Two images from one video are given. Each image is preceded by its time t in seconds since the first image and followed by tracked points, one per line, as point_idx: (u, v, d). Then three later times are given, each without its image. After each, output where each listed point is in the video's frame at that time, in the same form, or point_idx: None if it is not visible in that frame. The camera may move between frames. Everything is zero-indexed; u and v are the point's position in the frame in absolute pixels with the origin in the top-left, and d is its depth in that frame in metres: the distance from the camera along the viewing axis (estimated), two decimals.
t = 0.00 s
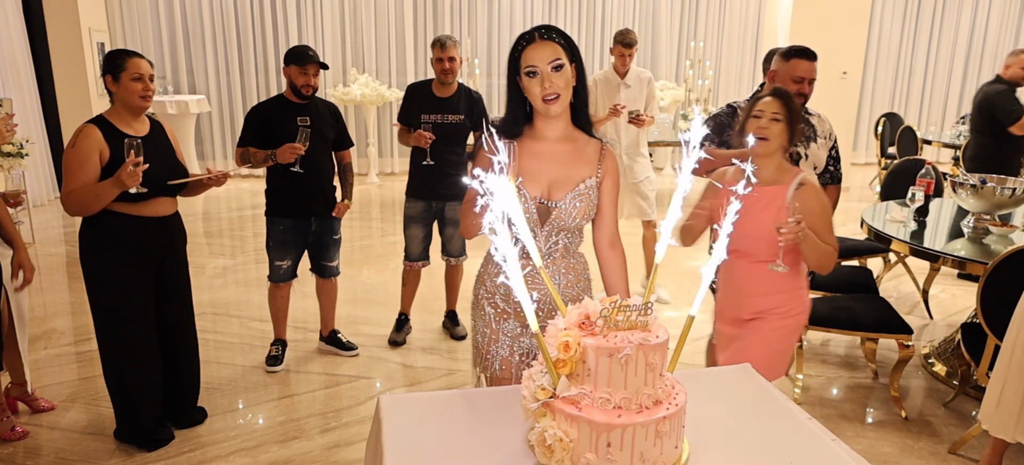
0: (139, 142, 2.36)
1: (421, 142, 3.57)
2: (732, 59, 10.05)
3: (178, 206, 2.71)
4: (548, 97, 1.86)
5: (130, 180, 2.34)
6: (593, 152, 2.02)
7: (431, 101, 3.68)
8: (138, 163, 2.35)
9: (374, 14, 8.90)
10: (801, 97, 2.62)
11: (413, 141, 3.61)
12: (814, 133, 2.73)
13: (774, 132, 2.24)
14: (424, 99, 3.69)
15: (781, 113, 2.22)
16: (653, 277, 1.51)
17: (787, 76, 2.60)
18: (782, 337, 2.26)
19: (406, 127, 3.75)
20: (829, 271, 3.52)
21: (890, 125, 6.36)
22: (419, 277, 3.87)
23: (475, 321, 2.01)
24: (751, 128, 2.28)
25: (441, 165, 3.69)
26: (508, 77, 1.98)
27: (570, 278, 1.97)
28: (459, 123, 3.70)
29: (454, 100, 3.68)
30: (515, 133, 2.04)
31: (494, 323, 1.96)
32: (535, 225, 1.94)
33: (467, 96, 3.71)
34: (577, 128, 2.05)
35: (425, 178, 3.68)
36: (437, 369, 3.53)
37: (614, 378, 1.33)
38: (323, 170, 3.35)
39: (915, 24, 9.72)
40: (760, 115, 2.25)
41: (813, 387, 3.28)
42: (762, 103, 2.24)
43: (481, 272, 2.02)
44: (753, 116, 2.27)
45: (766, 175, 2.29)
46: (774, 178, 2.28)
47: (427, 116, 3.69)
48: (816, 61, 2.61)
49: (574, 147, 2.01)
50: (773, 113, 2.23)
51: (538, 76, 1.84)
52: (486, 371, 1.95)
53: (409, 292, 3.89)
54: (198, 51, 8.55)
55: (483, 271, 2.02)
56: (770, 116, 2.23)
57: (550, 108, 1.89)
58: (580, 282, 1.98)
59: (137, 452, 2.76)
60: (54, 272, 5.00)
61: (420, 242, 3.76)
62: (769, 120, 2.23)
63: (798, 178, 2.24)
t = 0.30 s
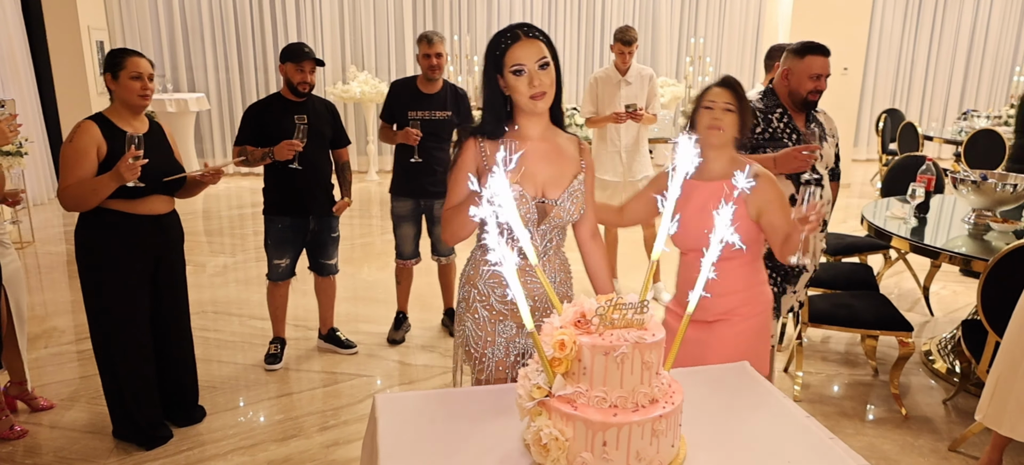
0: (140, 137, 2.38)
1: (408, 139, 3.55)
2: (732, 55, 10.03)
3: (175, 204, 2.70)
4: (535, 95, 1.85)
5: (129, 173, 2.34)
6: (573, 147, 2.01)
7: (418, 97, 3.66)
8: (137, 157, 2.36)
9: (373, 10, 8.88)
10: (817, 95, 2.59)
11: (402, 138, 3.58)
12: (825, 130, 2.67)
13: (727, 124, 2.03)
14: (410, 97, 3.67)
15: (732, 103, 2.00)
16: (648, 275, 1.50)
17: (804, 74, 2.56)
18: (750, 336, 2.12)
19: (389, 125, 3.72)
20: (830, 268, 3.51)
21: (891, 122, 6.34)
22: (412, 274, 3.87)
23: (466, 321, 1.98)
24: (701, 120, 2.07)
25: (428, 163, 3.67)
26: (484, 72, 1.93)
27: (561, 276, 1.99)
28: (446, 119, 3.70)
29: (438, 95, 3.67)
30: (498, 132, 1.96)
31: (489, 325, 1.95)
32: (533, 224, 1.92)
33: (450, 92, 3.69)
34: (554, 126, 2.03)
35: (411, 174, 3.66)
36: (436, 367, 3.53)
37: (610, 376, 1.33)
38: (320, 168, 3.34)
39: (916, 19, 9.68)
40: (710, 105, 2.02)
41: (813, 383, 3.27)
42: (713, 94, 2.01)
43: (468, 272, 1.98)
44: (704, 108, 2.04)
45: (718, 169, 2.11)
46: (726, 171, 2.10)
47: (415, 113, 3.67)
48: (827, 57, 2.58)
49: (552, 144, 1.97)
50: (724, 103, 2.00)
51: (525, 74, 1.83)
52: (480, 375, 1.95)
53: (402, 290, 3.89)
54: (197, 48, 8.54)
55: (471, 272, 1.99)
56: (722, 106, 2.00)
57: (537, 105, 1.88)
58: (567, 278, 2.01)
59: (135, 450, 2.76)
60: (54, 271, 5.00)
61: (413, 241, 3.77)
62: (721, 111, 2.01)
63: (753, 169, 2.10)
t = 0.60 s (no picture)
0: (130, 140, 2.36)
1: (397, 138, 3.50)
2: (730, 50, 10.01)
3: (171, 203, 2.69)
4: (527, 89, 1.85)
5: (119, 180, 2.32)
6: (561, 141, 2.02)
7: (400, 97, 3.64)
8: (127, 162, 2.34)
9: (370, 7, 8.85)
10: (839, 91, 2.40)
11: (388, 136, 3.56)
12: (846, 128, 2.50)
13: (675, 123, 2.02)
14: (393, 96, 3.65)
15: (678, 102, 2.00)
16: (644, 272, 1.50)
17: (826, 71, 2.37)
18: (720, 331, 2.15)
19: (373, 125, 3.70)
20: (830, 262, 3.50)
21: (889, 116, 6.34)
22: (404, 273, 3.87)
23: (472, 321, 1.96)
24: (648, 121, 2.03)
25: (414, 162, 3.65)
26: (473, 67, 1.91)
27: (565, 270, 1.98)
28: (431, 119, 3.70)
29: (422, 95, 3.66)
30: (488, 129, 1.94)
31: (498, 323, 1.94)
32: (538, 220, 1.89)
33: (434, 91, 3.71)
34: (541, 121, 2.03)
35: (395, 172, 3.65)
36: (435, 365, 3.52)
37: (608, 373, 1.32)
38: (317, 167, 3.34)
39: (914, 13, 9.67)
40: (657, 105, 2.00)
41: (812, 378, 3.27)
42: (656, 93, 2.00)
43: (472, 272, 1.97)
44: (649, 108, 2.02)
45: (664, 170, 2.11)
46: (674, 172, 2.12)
47: (399, 112, 3.65)
48: (844, 50, 2.41)
49: (543, 138, 1.98)
50: (670, 104, 1.99)
51: (516, 69, 1.83)
52: (488, 374, 1.96)
53: (398, 288, 3.88)
54: (194, 47, 8.52)
55: (474, 271, 1.97)
56: (668, 106, 1.99)
57: (529, 99, 1.87)
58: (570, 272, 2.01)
59: (135, 451, 2.75)
60: (52, 272, 4.99)
61: (397, 239, 3.76)
62: (668, 111, 1.99)
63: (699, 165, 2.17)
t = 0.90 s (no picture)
0: (131, 140, 2.36)
1: (388, 138, 3.52)
2: (729, 47, 10.01)
3: (171, 201, 2.69)
4: (538, 84, 1.86)
5: (119, 180, 2.32)
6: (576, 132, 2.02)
7: (388, 95, 3.64)
8: (127, 163, 2.34)
9: (369, 5, 8.84)
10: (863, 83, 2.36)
11: (380, 136, 3.56)
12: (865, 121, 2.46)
13: (626, 109, 1.99)
14: (382, 93, 3.65)
15: (628, 88, 1.98)
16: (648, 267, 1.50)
17: (847, 64, 2.33)
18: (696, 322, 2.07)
19: (364, 124, 3.70)
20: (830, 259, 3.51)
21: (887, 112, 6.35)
22: (401, 271, 3.86)
23: (492, 315, 1.98)
24: (600, 112, 2.00)
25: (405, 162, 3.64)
26: (485, 65, 1.92)
27: (581, 262, 1.97)
28: (421, 116, 3.73)
29: (411, 93, 3.68)
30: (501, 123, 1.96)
31: (517, 318, 1.95)
32: (551, 211, 1.90)
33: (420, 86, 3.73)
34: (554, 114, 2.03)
35: (387, 171, 3.64)
36: (436, 362, 3.52)
37: (612, 370, 1.33)
38: (318, 166, 3.34)
39: (912, 10, 9.68)
40: (607, 93, 1.98)
41: (812, 374, 3.28)
42: (607, 81, 1.98)
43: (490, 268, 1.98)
44: (600, 97, 1.99)
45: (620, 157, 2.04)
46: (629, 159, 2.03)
47: (390, 110, 3.65)
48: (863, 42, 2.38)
49: (555, 131, 1.98)
50: (620, 90, 1.97)
51: (527, 63, 1.84)
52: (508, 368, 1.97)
53: (397, 286, 3.89)
54: (192, 46, 8.51)
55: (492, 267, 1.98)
56: (619, 93, 1.97)
57: (539, 94, 1.88)
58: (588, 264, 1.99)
59: (136, 449, 2.76)
60: (51, 270, 4.98)
61: (393, 236, 3.75)
62: (619, 98, 1.98)
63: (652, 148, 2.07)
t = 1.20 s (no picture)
0: (136, 136, 2.36)
1: (387, 138, 3.52)
2: (729, 47, 10.02)
3: (172, 198, 2.69)
4: (545, 83, 1.86)
5: (124, 175, 2.32)
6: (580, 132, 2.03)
7: (383, 92, 3.64)
8: (133, 158, 2.33)
9: (369, 3, 8.83)
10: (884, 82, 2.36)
11: (379, 136, 3.56)
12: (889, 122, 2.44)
13: (620, 112, 1.98)
14: (377, 92, 3.65)
15: (622, 92, 1.99)
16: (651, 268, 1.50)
17: (868, 62, 2.33)
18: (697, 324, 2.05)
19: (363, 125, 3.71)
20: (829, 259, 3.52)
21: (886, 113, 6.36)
22: (401, 268, 3.86)
23: (492, 314, 1.98)
24: (593, 116, 2.00)
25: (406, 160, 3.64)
26: (495, 60, 1.93)
27: (581, 263, 1.96)
28: (420, 112, 3.72)
29: (406, 90, 3.67)
30: (505, 121, 1.97)
31: (516, 316, 1.95)
32: (550, 211, 1.91)
33: (416, 83, 3.73)
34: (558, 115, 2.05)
35: (387, 169, 3.64)
36: (436, 360, 3.53)
37: (616, 367, 1.33)
38: (320, 163, 3.34)
39: (911, 11, 9.70)
40: (601, 98, 1.99)
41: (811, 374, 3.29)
42: (600, 85, 1.99)
43: (490, 267, 1.99)
44: (593, 102, 2.01)
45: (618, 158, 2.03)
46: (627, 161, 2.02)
47: (386, 109, 3.65)
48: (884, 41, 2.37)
49: (560, 130, 2.00)
50: (614, 94, 1.99)
51: (539, 62, 1.84)
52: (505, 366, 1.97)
53: (398, 284, 3.89)
54: (192, 42, 8.49)
55: (492, 265, 1.99)
56: (612, 97, 1.98)
57: (545, 95, 1.88)
58: (587, 264, 1.99)
59: (136, 445, 2.76)
60: (50, 266, 4.97)
61: (395, 234, 3.76)
62: (612, 102, 1.98)
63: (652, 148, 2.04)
